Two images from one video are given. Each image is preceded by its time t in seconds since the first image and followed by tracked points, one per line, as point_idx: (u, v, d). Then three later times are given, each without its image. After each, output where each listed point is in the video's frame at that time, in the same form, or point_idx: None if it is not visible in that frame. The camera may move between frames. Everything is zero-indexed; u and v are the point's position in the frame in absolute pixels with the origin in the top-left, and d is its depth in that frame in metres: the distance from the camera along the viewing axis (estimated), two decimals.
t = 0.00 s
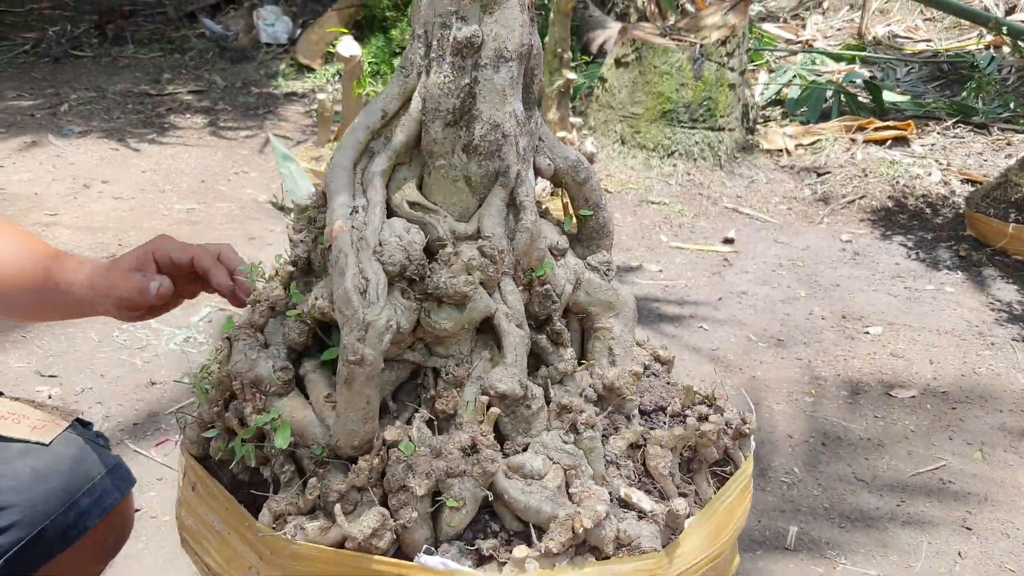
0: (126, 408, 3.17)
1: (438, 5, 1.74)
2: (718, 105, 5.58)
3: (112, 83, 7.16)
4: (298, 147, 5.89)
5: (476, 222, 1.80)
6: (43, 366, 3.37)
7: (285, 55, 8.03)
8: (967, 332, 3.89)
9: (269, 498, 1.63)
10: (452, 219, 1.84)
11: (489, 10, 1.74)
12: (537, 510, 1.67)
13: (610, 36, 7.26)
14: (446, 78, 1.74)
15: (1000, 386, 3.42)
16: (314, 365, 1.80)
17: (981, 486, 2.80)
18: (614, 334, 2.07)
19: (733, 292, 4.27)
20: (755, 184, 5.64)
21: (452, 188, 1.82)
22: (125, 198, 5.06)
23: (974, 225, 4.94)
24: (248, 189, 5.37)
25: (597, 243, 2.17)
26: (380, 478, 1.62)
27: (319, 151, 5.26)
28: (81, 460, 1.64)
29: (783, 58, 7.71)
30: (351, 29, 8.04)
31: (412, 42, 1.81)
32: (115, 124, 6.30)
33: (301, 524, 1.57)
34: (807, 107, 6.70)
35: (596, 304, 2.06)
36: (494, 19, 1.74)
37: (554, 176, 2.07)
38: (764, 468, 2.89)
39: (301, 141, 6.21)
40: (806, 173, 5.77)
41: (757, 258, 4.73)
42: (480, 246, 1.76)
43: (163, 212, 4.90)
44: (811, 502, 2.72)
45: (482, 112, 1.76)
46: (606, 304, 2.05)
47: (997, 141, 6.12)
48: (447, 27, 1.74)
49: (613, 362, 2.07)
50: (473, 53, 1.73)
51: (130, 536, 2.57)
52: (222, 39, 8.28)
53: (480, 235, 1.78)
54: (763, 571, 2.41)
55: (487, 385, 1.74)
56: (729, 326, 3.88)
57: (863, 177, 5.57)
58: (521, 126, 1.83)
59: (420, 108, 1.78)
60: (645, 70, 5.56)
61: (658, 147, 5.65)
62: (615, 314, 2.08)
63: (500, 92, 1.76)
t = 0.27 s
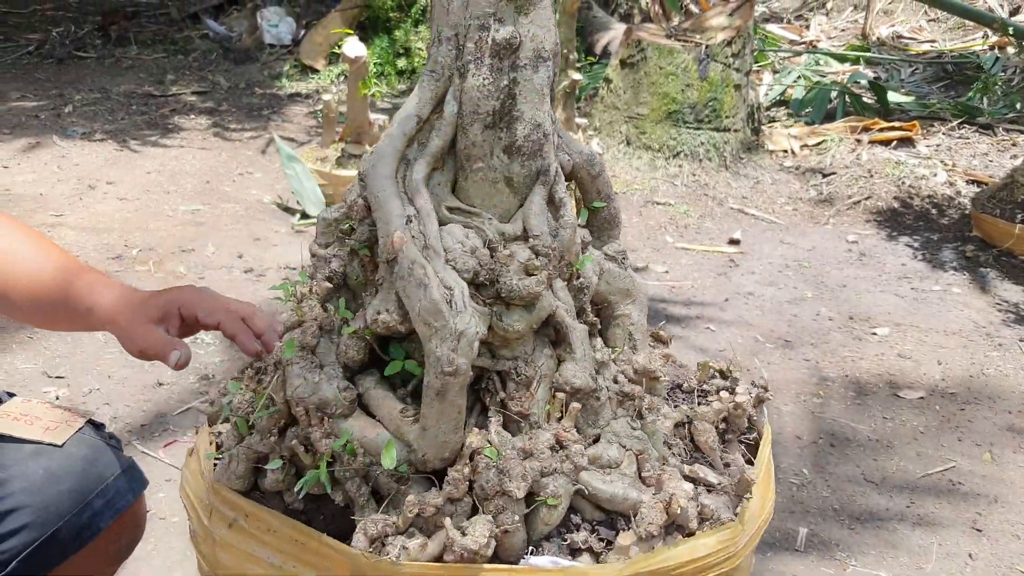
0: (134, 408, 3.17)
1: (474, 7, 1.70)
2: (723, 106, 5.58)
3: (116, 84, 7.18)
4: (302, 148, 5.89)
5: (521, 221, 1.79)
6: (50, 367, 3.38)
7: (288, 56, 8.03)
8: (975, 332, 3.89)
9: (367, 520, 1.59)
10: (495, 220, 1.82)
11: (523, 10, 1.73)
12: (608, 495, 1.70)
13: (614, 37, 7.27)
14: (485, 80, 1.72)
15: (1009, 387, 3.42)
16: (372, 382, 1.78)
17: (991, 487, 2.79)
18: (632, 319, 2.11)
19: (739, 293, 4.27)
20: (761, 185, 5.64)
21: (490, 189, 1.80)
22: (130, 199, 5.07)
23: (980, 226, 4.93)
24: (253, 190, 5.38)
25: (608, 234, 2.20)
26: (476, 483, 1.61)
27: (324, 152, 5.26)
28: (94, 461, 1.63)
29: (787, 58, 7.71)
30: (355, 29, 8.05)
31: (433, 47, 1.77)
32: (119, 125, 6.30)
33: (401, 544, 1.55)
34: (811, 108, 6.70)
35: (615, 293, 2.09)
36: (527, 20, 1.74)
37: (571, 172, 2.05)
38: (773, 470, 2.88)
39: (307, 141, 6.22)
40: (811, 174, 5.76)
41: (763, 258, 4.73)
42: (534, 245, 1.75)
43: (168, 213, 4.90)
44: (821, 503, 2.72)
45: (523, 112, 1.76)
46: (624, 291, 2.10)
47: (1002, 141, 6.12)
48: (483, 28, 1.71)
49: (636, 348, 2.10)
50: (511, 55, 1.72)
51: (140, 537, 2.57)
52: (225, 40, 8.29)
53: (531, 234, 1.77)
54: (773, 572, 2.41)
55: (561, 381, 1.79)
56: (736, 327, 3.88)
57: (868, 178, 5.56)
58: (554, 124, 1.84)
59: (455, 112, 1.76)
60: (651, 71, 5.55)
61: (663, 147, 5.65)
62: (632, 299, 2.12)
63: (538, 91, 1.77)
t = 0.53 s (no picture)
0: (135, 412, 3.15)
1: (505, 7, 1.85)
2: (727, 106, 5.55)
3: (117, 85, 7.16)
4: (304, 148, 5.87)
5: (555, 220, 1.99)
6: (51, 370, 3.36)
7: (290, 56, 8.01)
8: (981, 334, 3.87)
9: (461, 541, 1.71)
10: (530, 219, 2.00)
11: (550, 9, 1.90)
12: (671, 485, 1.94)
13: (617, 37, 7.24)
14: (518, 83, 1.90)
15: (1016, 389, 3.39)
16: (430, 401, 1.90)
17: (999, 491, 2.77)
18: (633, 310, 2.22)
19: (743, 294, 4.25)
20: (765, 185, 5.61)
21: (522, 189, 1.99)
22: (131, 200, 5.05)
23: (985, 227, 4.91)
24: (255, 191, 5.36)
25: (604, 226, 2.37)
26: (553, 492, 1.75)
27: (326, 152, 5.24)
28: (95, 469, 1.61)
29: (789, 58, 7.68)
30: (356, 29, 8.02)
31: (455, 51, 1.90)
32: (120, 126, 6.29)
33: (501, 562, 1.68)
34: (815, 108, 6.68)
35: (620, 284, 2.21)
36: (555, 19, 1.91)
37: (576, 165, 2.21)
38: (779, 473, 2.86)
39: (308, 142, 6.20)
40: (815, 174, 5.74)
41: (767, 259, 4.71)
42: (574, 243, 1.97)
43: (170, 214, 4.89)
44: (827, 507, 2.70)
45: (553, 112, 1.96)
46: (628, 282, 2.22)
47: (1006, 142, 6.09)
48: (516, 28, 1.87)
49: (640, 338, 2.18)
50: (542, 55, 1.91)
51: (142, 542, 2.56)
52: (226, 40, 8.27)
53: (570, 230, 1.98)
54: None
55: (618, 379, 2.04)
56: (740, 329, 3.86)
57: (872, 178, 5.53)
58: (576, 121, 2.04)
59: (486, 116, 1.91)
60: (653, 71, 5.52)
61: (666, 148, 5.63)
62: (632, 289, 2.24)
63: (567, 89, 1.96)
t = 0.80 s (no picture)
0: (128, 417, 3.12)
1: (513, 17, 1.93)
2: (726, 107, 5.53)
3: (114, 86, 7.13)
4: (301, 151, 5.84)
5: (565, 227, 2.13)
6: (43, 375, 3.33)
7: (288, 57, 7.98)
8: (982, 338, 3.84)
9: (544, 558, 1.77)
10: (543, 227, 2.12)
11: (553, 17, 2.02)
12: (705, 472, 2.04)
13: (616, 38, 7.21)
14: (528, 94, 2.00)
15: (1017, 394, 3.36)
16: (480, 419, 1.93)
17: (1000, 498, 2.74)
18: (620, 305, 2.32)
19: (742, 298, 4.22)
20: (764, 188, 5.59)
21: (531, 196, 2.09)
22: (127, 202, 5.03)
23: (986, 229, 4.88)
24: (252, 194, 5.34)
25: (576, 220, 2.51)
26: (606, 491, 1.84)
27: (323, 155, 5.22)
28: (81, 482, 1.58)
29: (789, 59, 7.65)
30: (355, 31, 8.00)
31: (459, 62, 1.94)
32: (117, 128, 6.26)
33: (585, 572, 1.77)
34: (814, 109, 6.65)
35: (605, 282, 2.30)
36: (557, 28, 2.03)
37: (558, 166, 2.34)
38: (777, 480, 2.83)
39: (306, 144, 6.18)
40: (814, 177, 5.71)
41: (766, 262, 4.68)
42: (587, 248, 2.13)
43: (166, 217, 4.86)
44: (826, 515, 2.67)
45: (560, 120, 2.08)
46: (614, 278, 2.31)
47: (1007, 143, 6.06)
48: (525, 38, 1.96)
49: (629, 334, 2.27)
50: (548, 62, 2.02)
51: (133, 551, 2.53)
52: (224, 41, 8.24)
53: (581, 236, 2.13)
54: None
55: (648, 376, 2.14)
56: (739, 333, 3.83)
57: (872, 180, 5.51)
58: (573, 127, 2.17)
59: (497, 127, 1.97)
60: (653, 73, 5.49)
61: (665, 150, 5.60)
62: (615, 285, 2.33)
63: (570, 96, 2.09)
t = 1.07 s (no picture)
0: (125, 410, 3.11)
1: None
2: (726, 103, 5.52)
3: (112, 83, 7.12)
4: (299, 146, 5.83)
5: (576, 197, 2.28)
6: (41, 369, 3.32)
7: (286, 54, 7.97)
8: (982, 332, 3.83)
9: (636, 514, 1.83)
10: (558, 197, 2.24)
11: None
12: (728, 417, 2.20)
13: (615, 35, 7.21)
14: (543, 69, 2.11)
15: (1017, 388, 3.35)
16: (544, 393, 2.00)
17: (1000, 490, 2.73)
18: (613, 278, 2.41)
19: (742, 292, 4.21)
20: (764, 183, 5.58)
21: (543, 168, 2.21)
22: (125, 198, 5.01)
23: (986, 224, 4.87)
24: (250, 189, 5.32)
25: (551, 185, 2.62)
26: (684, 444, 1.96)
27: (321, 150, 5.20)
28: (73, 470, 1.57)
29: (789, 56, 7.64)
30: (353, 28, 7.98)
31: (478, 40, 2.00)
32: (115, 124, 6.25)
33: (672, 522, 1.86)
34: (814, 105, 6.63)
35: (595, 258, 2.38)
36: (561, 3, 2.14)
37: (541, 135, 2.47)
38: (777, 472, 2.82)
39: (305, 140, 6.17)
40: (814, 172, 5.69)
41: (766, 257, 4.67)
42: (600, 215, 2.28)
43: (164, 212, 4.85)
44: (826, 507, 2.66)
45: (569, 93, 2.21)
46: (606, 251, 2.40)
47: (1007, 139, 6.05)
48: (541, 12, 2.05)
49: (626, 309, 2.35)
50: (557, 36, 2.15)
51: (129, 543, 2.52)
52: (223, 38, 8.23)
53: (591, 205, 2.30)
54: None
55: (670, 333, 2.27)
56: (739, 327, 3.82)
57: (872, 176, 5.50)
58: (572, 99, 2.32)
59: (517, 103, 2.05)
60: (652, 68, 5.49)
61: (665, 145, 5.59)
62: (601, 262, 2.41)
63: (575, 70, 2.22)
